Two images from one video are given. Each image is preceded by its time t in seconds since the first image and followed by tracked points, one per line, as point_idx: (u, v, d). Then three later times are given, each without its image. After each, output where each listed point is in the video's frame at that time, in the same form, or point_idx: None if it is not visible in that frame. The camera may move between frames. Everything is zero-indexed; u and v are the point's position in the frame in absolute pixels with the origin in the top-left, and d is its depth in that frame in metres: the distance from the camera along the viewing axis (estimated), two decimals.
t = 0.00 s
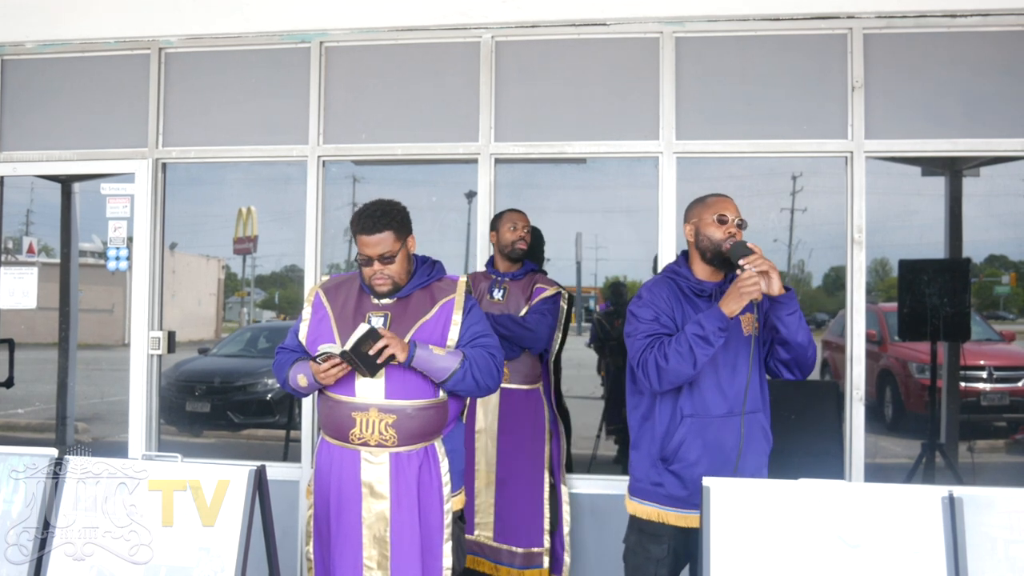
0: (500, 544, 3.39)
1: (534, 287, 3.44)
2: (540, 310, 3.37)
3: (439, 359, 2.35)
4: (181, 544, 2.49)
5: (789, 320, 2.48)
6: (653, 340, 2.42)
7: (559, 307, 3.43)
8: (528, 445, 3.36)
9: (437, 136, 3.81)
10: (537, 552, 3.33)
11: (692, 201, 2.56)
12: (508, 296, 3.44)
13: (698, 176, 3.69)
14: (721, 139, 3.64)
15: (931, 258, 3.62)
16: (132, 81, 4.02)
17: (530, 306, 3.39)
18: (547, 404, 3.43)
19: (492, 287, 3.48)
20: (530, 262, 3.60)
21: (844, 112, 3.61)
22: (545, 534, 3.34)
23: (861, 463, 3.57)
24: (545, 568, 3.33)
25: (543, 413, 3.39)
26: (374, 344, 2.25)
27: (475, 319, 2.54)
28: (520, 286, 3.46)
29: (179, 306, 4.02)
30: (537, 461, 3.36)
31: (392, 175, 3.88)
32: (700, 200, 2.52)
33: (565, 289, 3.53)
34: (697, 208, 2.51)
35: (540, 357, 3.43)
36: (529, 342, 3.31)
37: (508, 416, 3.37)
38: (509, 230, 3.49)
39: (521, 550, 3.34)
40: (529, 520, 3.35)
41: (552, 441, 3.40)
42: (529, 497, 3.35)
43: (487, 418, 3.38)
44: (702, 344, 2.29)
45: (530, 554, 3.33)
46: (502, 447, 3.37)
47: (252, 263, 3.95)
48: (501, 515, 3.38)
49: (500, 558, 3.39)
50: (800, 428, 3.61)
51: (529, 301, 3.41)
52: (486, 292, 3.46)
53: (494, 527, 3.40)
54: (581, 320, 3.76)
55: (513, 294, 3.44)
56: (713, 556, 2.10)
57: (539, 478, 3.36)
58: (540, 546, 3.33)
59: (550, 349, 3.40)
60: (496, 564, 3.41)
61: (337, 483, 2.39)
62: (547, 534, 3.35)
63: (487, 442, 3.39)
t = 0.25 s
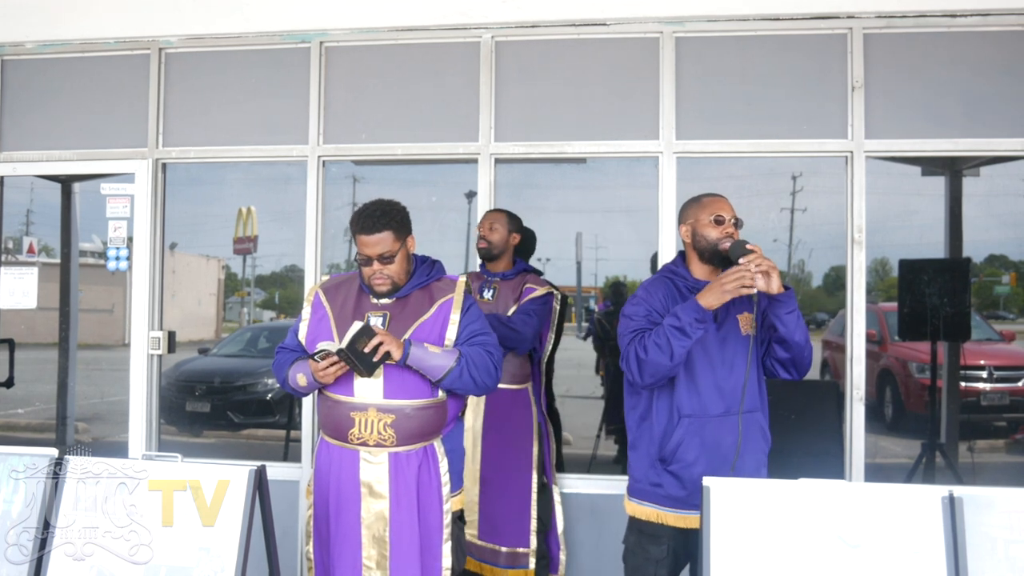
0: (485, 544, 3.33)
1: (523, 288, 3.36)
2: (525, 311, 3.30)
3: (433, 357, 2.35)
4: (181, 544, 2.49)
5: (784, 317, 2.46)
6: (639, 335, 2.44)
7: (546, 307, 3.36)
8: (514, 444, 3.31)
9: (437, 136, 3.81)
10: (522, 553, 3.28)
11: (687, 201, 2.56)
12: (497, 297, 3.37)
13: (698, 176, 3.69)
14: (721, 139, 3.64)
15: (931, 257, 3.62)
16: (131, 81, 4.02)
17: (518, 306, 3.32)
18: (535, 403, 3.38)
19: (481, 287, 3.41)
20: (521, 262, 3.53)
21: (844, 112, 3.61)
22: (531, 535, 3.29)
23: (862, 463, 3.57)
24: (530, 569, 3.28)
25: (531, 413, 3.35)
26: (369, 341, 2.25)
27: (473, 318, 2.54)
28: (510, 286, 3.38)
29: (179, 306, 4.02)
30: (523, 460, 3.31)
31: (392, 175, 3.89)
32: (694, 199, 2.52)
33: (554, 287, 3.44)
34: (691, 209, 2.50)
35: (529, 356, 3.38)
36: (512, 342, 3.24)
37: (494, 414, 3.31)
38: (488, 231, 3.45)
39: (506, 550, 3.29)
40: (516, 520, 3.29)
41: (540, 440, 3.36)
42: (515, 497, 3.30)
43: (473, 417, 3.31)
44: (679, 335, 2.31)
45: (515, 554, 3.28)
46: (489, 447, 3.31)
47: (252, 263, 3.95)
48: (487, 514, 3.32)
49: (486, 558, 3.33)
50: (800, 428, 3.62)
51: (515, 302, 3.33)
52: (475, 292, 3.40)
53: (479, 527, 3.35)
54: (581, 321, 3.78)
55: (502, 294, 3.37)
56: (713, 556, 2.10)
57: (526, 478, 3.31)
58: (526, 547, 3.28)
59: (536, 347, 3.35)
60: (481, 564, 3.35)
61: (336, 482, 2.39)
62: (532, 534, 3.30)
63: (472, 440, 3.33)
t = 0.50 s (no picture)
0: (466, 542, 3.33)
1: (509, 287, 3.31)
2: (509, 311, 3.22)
3: (438, 361, 2.34)
4: (181, 544, 2.49)
5: (784, 315, 2.46)
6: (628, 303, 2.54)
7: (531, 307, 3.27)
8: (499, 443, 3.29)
9: (437, 136, 3.81)
10: (500, 553, 3.27)
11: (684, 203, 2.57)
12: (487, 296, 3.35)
13: (698, 176, 3.69)
14: (721, 139, 3.64)
15: (931, 258, 3.62)
16: (131, 82, 4.02)
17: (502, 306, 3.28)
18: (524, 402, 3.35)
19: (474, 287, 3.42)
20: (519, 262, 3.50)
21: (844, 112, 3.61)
22: (512, 536, 3.27)
23: (862, 463, 3.56)
24: (507, 570, 3.26)
25: (519, 413, 3.32)
26: (371, 341, 2.26)
27: (474, 320, 2.54)
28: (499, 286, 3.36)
29: (179, 306, 4.02)
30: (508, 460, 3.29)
31: (392, 176, 3.89)
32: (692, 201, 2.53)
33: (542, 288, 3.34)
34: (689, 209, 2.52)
35: (518, 356, 3.35)
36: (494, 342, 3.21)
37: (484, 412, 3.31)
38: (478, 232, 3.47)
39: (485, 549, 3.28)
40: (497, 519, 3.28)
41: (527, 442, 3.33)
42: (498, 496, 3.29)
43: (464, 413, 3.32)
44: (656, 293, 2.40)
45: (494, 554, 3.28)
46: (467, 444, 3.33)
47: (252, 263, 3.95)
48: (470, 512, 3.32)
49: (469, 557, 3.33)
50: (800, 428, 3.62)
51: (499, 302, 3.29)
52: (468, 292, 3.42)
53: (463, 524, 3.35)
54: (582, 321, 3.77)
55: (491, 295, 3.35)
56: (713, 556, 2.10)
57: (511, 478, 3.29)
58: (505, 548, 3.27)
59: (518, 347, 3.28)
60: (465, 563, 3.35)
61: (335, 482, 2.39)
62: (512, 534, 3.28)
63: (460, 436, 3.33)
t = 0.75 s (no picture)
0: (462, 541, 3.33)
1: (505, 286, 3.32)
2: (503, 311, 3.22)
3: (442, 362, 2.35)
4: (181, 544, 2.49)
5: (780, 310, 2.46)
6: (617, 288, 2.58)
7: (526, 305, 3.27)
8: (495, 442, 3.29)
9: (437, 136, 3.81)
10: (493, 552, 3.27)
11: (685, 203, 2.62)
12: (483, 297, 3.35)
13: (698, 176, 3.69)
14: (721, 139, 3.64)
15: (931, 258, 3.62)
16: (131, 81, 4.02)
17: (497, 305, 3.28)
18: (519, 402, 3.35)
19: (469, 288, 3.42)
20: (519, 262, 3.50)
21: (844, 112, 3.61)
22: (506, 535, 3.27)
23: (862, 463, 3.57)
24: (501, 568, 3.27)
25: (515, 413, 3.31)
26: (376, 339, 2.25)
27: (475, 321, 2.54)
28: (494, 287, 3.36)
29: (179, 306, 4.02)
30: (503, 460, 3.29)
31: (392, 175, 3.88)
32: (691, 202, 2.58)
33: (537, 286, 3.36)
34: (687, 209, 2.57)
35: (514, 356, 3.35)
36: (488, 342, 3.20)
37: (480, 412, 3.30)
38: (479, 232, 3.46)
39: (478, 548, 3.29)
40: (491, 518, 3.28)
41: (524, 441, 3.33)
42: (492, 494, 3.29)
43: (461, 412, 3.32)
44: (639, 271, 2.44)
45: (486, 553, 3.28)
46: (466, 443, 3.31)
47: (252, 263, 3.95)
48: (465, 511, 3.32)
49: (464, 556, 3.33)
50: (800, 429, 3.62)
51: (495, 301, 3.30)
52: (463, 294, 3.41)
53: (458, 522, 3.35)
54: (581, 320, 3.76)
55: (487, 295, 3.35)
56: (713, 556, 2.10)
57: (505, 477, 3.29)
58: (498, 547, 3.27)
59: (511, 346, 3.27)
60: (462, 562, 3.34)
61: (335, 482, 2.39)
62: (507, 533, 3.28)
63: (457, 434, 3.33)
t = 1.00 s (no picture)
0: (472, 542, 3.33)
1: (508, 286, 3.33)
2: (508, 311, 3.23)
3: (444, 364, 2.35)
4: (181, 544, 2.49)
5: (777, 309, 2.47)
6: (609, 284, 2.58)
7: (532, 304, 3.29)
8: (505, 442, 3.29)
9: (437, 137, 3.81)
10: (508, 551, 3.28)
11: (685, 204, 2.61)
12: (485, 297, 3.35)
13: (697, 176, 3.69)
14: (721, 139, 3.65)
15: (931, 257, 3.62)
16: (131, 82, 4.02)
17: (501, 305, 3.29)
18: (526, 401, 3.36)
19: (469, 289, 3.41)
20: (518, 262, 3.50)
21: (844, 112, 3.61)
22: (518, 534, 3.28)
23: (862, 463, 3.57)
24: (518, 567, 3.28)
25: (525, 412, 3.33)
26: (376, 337, 2.24)
27: (476, 321, 2.54)
28: (497, 287, 3.37)
29: (179, 306, 4.02)
30: (514, 459, 3.30)
31: (392, 175, 3.88)
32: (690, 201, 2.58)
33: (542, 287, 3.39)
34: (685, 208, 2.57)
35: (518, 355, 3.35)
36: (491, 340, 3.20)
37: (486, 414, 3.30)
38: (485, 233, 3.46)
39: (493, 549, 3.28)
40: (505, 518, 3.29)
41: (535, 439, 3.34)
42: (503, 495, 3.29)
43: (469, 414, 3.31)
44: (627, 266, 2.45)
45: (501, 553, 3.28)
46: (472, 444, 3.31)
47: (252, 263, 3.95)
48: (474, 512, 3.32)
49: (475, 558, 3.33)
50: (800, 429, 3.62)
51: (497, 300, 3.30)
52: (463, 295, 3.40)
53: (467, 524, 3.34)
54: (581, 320, 3.77)
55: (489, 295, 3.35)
56: (713, 555, 2.10)
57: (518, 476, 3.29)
58: (513, 546, 3.28)
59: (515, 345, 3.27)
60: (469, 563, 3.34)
61: (336, 483, 2.39)
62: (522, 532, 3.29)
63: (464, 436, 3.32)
